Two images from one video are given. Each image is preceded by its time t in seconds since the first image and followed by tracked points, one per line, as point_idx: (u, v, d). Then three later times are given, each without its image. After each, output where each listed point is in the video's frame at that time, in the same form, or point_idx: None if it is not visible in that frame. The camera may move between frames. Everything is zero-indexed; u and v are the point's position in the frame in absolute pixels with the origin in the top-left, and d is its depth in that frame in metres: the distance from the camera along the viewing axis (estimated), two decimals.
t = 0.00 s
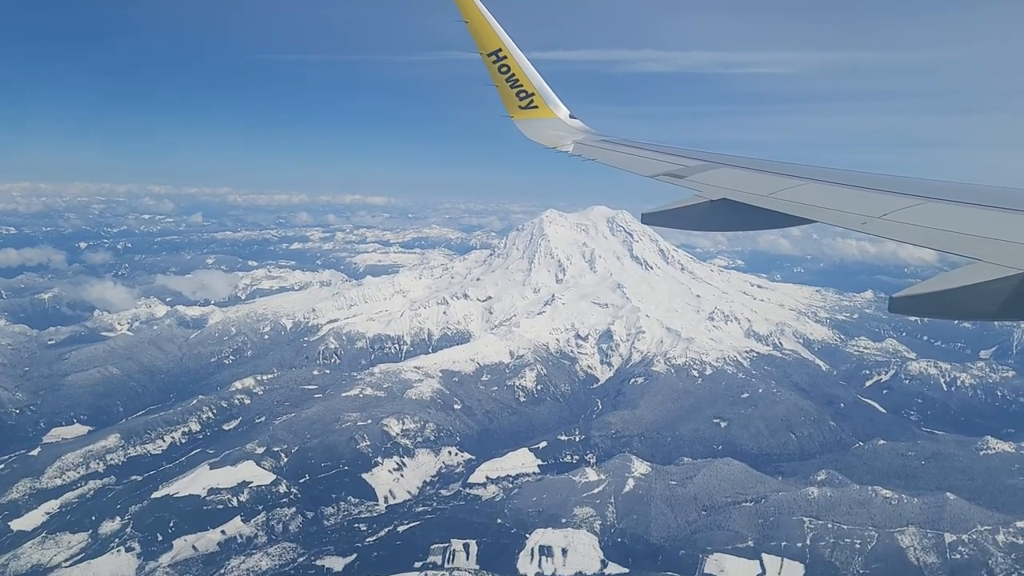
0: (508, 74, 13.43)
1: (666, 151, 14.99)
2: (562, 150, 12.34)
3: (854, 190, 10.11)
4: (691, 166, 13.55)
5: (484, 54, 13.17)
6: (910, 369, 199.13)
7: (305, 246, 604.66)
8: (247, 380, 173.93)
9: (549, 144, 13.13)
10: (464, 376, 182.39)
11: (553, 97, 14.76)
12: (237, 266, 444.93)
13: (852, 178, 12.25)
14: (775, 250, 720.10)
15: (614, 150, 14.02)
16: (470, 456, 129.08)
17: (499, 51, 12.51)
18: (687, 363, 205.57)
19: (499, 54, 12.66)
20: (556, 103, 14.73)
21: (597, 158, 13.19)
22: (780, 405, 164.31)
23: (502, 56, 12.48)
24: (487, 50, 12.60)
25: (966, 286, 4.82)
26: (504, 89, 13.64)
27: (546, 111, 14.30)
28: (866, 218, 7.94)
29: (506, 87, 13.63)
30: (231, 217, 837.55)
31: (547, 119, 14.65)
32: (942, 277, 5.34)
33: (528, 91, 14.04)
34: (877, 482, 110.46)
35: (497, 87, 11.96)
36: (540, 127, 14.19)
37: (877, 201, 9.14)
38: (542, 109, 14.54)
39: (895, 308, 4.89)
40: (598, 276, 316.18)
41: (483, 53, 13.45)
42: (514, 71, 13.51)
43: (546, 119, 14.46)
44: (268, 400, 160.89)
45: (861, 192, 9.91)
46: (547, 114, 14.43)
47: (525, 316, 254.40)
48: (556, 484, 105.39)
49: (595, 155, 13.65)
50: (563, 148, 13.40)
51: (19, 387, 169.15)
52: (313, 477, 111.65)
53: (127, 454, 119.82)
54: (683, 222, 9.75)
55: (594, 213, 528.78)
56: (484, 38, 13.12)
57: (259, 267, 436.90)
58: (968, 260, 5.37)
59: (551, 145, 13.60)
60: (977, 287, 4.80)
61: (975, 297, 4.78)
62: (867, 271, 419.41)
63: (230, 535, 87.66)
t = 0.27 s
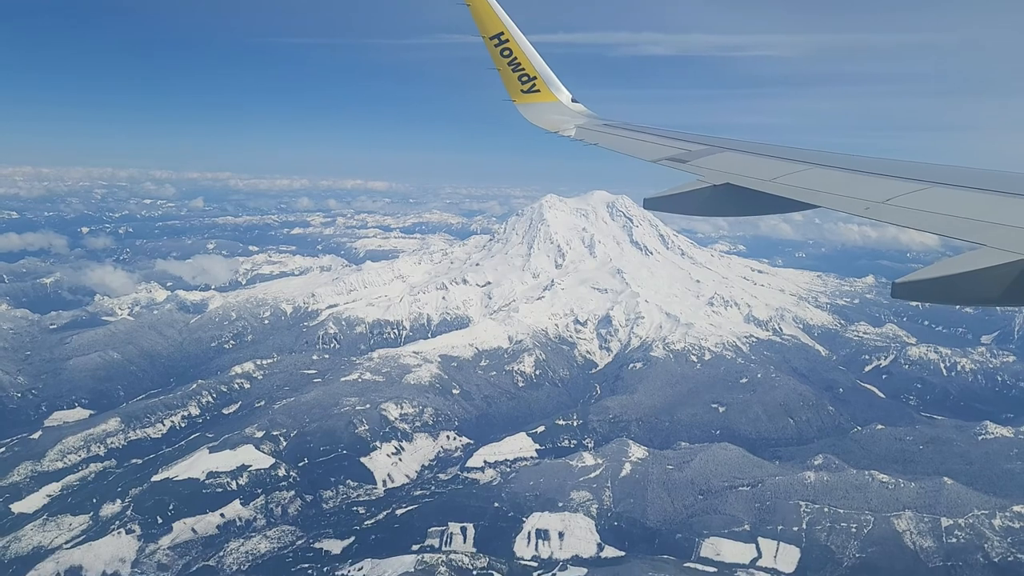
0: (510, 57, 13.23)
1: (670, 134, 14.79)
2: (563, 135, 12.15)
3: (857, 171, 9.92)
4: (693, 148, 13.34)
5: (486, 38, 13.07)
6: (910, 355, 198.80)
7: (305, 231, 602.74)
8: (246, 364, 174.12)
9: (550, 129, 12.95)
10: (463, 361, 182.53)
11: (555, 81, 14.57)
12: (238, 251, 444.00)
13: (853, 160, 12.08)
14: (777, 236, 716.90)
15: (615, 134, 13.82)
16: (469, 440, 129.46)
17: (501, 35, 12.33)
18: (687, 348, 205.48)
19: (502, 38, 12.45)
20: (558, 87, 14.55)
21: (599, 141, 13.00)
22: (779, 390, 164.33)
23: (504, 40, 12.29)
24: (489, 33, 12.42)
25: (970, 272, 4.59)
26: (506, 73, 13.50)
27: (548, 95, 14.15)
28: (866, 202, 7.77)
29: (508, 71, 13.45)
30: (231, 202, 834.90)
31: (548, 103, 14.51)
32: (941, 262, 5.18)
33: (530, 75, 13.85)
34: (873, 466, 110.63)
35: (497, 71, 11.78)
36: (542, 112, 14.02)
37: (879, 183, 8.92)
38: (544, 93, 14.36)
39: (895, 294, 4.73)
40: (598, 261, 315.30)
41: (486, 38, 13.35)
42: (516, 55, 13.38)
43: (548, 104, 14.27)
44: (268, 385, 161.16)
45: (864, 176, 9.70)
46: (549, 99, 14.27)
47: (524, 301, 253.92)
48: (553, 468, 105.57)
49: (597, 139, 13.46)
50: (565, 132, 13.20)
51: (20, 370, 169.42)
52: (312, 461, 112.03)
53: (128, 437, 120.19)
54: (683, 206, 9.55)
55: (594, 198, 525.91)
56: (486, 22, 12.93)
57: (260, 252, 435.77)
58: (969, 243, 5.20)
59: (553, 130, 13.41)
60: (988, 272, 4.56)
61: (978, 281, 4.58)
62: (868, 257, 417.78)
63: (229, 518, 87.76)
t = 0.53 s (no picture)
0: (516, 39, 13.33)
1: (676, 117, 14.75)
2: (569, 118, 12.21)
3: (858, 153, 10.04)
4: (696, 130, 13.40)
5: (490, 20, 13.17)
6: (911, 340, 198.09)
7: (308, 213, 600.86)
8: (247, 347, 174.54)
9: (554, 111, 12.99)
10: (463, 345, 182.63)
11: (560, 64, 14.62)
12: (241, 234, 443.47)
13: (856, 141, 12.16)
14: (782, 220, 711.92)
15: (619, 116, 13.87)
16: (468, 424, 129.93)
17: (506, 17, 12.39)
18: (687, 333, 205.20)
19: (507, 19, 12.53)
20: (563, 70, 14.58)
21: (604, 124, 13.02)
22: (779, 375, 164.18)
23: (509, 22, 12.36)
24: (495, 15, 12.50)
25: (972, 259, 4.82)
26: (510, 56, 13.58)
27: (552, 78, 14.18)
28: (871, 185, 7.93)
29: (513, 54, 13.54)
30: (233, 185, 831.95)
31: (553, 86, 14.54)
32: (946, 247, 5.37)
33: (534, 57, 13.91)
34: (871, 451, 110.81)
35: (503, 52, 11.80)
36: (546, 94, 14.06)
37: (882, 167, 9.03)
38: (549, 76, 14.38)
39: (898, 279, 4.99)
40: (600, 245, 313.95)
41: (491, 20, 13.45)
42: (521, 37, 13.43)
43: (553, 87, 14.32)
44: (268, 368, 161.67)
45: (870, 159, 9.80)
46: (554, 81, 14.29)
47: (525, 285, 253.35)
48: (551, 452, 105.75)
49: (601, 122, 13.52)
50: (568, 114, 13.18)
51: (23, 352, 170.18)
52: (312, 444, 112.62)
53: (130, 419, 120.98)
54: (690, 190, 9.70)
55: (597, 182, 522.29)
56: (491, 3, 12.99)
57: (261, 235, 434.95)
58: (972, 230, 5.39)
59: (557, 112, 13.47)
60: (988, 259, 4.80)
61: (980, 269, 4.80)
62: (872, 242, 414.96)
63: (229, 500, 88.26)
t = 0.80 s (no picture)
0: (519, 34, 13.25)
1: (682, 112, 14.57)
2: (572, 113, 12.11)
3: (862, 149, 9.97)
4: (702, 124, 13.19)
5: (493, 15, 13.06)
6: (912, 335, 197.70)
7: (309, 207, 600.16)
8: (247, 342, 174.83)
9: (558, 104, 12.82)
10: (462, 339, 182.74)
11: (563, 59, 14.48)
12: (242, 227, 443.45)
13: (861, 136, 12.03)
14: (784, 215, 709.22)
15: (624, 109, 13.66)
16: (467, 418, 130.05)
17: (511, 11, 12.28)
18: (687, 328, 205.13)
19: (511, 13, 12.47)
20: (565, 65, 14.44)
21: (607, 117, 12.85)
22: (778, 370, 164.15)
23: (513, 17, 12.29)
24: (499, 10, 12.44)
25: (978, 253, 4.78)
26: (514, 51, 13.48)
27: (556, 72, 14.03)
28: (874, 180, 7.88)
29: (516, 48, 13.41)
30: (236, 178, 831.07)
31: (556, 80, 14.39)
32: (953, 241, 5.32)
33: (538, 51, 13.78)
34: (869, 447, 110.86)
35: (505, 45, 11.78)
36: (549, 88, 13.90)
37: (890, 162, 8.97)
38: (552, 70, 14.25)
39: (901, 273, 5.02)
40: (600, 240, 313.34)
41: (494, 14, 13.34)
42: (524, 31, 13.31)
43: (557, 81, 14.19)
44: (268, 362, 161.94)
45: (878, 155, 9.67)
46: (557, 76, 14.16)
47: (525, 279, 253.13)
48: (549, 447, 105.84)
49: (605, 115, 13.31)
50: (571, 109, 13.00)
51: (23, 345, 170.52)
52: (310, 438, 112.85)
53: (129, 413, 121.27)
54: (694, 185, 9.65)
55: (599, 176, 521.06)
56: None
57: (263, 229, 434.76)
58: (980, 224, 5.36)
59: (559, 105, 13.24)
60: (992, 254, 4.77)
61: (992, 265, 4.76)
62: (875, 236, 413.63)
63: (227, 494, 88.63)
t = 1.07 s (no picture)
0: (523, 35, 13.32)
1: (687, 114, 14.50)
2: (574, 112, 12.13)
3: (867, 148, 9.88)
4: (706, 126, 13.15)
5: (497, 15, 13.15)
6: (913, 336, 197.36)
7: (311, 207, 601.04)
8: (247, 342, 175.13)
9: (561, 104, 12.86)
10: (462, 339, 183.00)
11: (567, 60, 14.48)
12: (244, 228, 444.02)
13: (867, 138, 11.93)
14: (787, 216, 707.94)
15: (627, 110, 13.68)
16: (466, 417, 130.19)
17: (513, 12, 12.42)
18: (687, 328, 205.07)
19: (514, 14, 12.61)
20: (570, 66, 14.44)
21: (610, 117, 12.84)
22: (778, 370, 163.98)
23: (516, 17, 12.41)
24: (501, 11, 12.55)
25: (985, 254, 4.68)
26: (517, 51, 13.55)
27: (560, 72, 14.06)
28: (876, 181, 7.80)
29: (520, 49, 13.50)
30: (238, 179, 831.97)
31: (561, 81, 14.37)
32: (952, 243, 5.28)
33: (541, 52, 13.86)
34: (869, 448, 110.66)
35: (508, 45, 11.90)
36: (553, 88, 13.93)
37: (894, 164, 8.90)
38: (557, 71, 14.24)
39: (905, 276, 4.96)
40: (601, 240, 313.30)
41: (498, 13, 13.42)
42: (527, 31, 13.41)
43: (560, 81, 14.18)
44: (268, 362, 162.21)
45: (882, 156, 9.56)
46: (561, 76, 14.18)
47: (526, 280, 253.10)
48: (548, 446, 105.92)
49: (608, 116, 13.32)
50: (574, 109, 12.99)
51: (24, 346, 170.98)
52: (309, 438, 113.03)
53: (128, 413, 121.56)
54: (696, 187, 9.60)
55: (600, 177, 520.61)
56: None
57: (265, 229, 435.30)
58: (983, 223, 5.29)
59: (562, 106, 13.28)
60: (997, 254, 4.70)
61: (993, 267, 4.70)
62: (877, 237, 412.90)
63: (225, 494, 88.81)
